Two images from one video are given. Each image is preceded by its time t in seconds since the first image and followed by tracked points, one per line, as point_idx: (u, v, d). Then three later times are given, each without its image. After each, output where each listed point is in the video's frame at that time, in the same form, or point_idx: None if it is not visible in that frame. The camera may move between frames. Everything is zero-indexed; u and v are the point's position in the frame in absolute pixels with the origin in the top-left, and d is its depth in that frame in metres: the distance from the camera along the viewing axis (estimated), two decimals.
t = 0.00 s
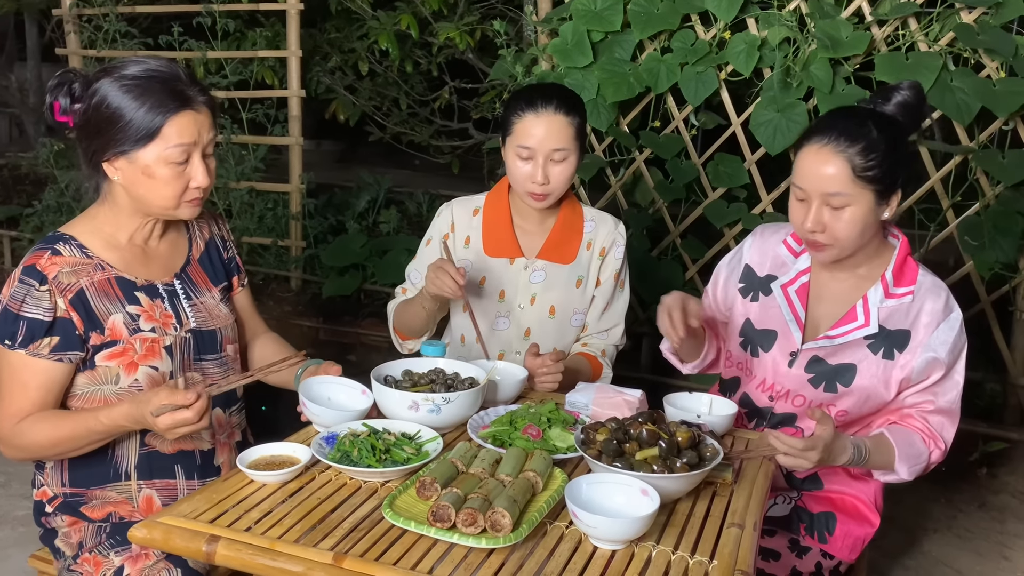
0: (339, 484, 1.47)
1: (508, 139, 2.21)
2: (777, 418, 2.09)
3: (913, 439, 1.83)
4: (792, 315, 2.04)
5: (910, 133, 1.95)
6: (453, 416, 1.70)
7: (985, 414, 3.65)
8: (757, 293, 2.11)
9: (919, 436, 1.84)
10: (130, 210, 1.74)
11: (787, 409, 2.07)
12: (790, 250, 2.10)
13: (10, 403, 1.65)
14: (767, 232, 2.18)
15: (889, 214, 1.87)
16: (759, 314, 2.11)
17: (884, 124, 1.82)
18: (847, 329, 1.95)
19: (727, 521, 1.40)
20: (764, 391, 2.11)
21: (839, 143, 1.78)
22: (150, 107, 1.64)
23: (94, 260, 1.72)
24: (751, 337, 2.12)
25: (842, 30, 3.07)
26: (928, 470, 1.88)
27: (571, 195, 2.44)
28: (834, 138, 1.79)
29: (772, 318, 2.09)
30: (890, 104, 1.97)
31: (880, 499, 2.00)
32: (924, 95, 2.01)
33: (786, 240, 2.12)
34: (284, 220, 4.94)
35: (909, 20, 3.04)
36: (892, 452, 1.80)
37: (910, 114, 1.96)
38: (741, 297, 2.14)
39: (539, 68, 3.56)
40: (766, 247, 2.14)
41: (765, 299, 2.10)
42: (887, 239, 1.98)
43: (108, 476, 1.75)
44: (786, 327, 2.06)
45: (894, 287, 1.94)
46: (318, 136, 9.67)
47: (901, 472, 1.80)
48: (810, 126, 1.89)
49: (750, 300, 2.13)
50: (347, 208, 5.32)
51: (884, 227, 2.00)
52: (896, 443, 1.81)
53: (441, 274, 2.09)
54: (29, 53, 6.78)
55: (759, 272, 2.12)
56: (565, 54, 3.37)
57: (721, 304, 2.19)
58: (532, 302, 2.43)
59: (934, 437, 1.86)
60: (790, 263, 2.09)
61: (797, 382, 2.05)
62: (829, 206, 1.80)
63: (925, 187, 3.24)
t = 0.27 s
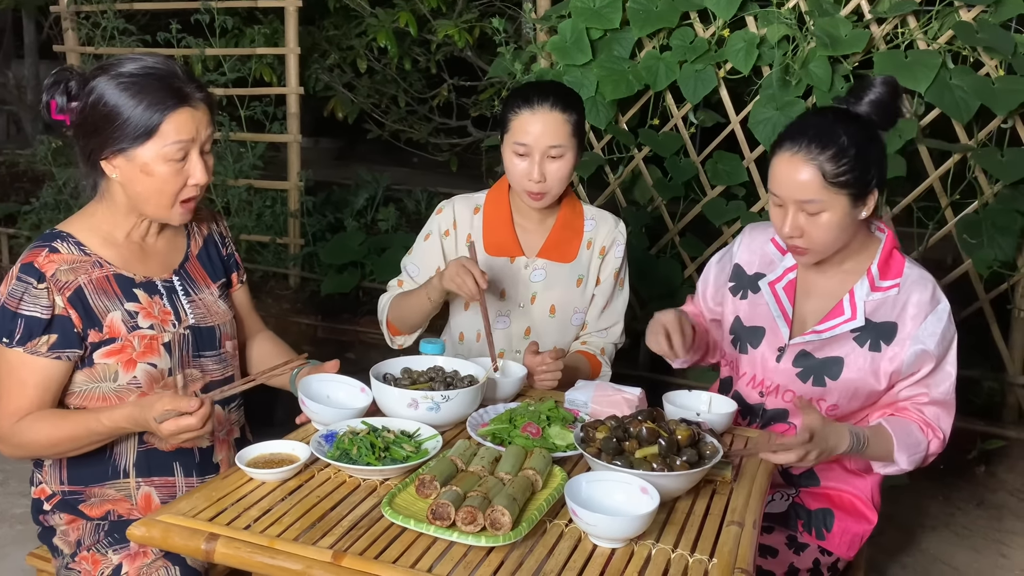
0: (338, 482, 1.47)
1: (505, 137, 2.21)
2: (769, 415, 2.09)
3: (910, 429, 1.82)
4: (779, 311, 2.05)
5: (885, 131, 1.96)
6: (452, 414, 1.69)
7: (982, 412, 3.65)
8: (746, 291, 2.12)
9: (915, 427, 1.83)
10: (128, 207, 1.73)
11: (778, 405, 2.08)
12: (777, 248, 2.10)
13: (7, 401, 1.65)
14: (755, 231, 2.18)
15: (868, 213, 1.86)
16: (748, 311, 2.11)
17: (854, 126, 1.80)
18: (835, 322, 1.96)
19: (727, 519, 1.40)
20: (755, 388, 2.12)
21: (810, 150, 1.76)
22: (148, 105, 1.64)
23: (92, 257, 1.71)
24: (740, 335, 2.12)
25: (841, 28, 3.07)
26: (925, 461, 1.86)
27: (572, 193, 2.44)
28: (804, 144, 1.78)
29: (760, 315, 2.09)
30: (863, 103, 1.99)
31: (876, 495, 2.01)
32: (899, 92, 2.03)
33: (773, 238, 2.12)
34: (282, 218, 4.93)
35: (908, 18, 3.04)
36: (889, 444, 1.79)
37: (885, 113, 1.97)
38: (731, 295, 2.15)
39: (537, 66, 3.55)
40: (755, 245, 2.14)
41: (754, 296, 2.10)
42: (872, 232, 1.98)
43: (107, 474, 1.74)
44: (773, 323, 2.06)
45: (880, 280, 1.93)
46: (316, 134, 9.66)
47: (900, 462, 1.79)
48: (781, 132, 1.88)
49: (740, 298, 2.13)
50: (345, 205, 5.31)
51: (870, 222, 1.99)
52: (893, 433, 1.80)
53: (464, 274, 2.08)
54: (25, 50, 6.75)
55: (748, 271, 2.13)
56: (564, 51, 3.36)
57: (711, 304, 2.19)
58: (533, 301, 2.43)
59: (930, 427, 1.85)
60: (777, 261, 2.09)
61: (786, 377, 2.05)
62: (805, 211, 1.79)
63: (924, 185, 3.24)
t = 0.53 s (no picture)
0: (335, 480, 1.47)
1: (502, 135, 2.21)
2: (763, 412, 2.09)
3: (904, 417, 1.82)
4: (768, 308, 2.05)
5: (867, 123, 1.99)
6: (450, 413, 1.69)
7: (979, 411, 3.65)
8: (734, 289, 2.10)
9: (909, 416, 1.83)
10: (124, 205, 1.73)
11: (772, 401, 2.07)
12: (763, 246, 2.09)
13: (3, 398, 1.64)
14: (739, 229, 2.17)
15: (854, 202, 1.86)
16: (737, 310, 2.10)
17: (839, 116, 1.80)
18: (823, 316, 1.96)
19: (724, 517, 1.40)
20: (747, 386, 2.11)
21: (797, 139, 1.76)
22: (144, 102, 1.63)
23: (88, 254, 1.71)
24: (730, 334, 2.11)
25: (839, 26, 3.06)
26: (921, 450, 1.86)
27: (570, 191, 2.44)
28: (791, 134, 1.78)
29: (750, 313, 2.09)
30: (843, 95, 2.02)
31: (872, 492, 2.00)
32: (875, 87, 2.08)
33: (759, 236, 2.11)
34: (280, 216, 4.93)
35: (906, 17, 3.04)
36: (884, 434, 1.79)
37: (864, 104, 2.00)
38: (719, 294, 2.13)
39: (536, 65, 3.55)
40: (739, 245, 2.12)
41: (742, 294, 2.09)
42: (855, 226, 1.99)
43: (104, 472, 1.74)
44: (763, 321, 2.06)
45: (866, 272, 1.94)
46: (314, 132, 9.65)
47: (895, 451, 1.79)
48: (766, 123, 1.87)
49: (728, 297, 2.11)
50: (343, 204, 5.30)
51: (853, 215, 2.01)
52: (888, 423, 1.80)
53: (454, 261, 2.08)
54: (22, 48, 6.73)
55: (735, 270, 2.11)
56: (562, 50, 3.35)
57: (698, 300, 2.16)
58: (532, 300, 2.43)
59: (923, 415, 1.85)
60: (764, 259, 2.08)
61: (778, 373, 2.04)
62: (793, 200, 1.79)
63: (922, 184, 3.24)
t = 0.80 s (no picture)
0: (335, 480, 1.47)
1: (500, 137, 2.21)
2: (759, 413, 2.09)
3: (902, 409, 1.82)
4: (759, 308, 2.05)
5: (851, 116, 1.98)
6: (450, 412, 1.69)
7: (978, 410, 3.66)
8: (724, 291, 2.11)
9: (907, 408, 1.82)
10: (124, 204, 1.73)
11: (767, 401, 2.08)
12: (752, 246, 2.11)
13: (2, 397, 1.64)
14: (727, 230, 2.18)
15: (843, 194, 1.88)
16: (727, 311, 2.11)
17: (831, 109, 1.82)
18: (814, 314, 1.97)
19: (724, 517, 1.40)
20: (742, 387, 2.11)
21: (790, 130, 1.78)
22: (143, 102, 1.63)
23: (88, 254, 1.71)
24: (722, 336, 2.12)
25: (839, 26, 3.07)
26: (921, 443, 1.85)
27: (570, 191, 2.44)
28: (786, 125, 1.79)
29: (740, 313, 2.09)
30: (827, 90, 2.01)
31: (871, 492, 2.01)
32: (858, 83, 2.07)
33: (746, 236, 2.12)
34: (279, 216, 4.93)
35: (905, 17, 3.04)
36: (882, 427, 1.78)
37: (848, 98, 1.99)
38: (709, 297, 2.13)
39: (535, 65, 3.55)
40: (726, 248, 2.13)
41: (732, 296, 2.10)
42: (842, 222, 2.00)
43: (103, 471, 1.74)
44: (755, 321, 2.06)
45: (855, 268, 1.94)
46: (313, 132, 9.65)
47: (895, 442, 1.78)
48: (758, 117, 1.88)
49: (719, 299, 2.12)
50: (342, 203, 5.30)
51: (840, 212, 2.02)
52: (886, 414, 1.79)
53: (427, 249, 2.08)
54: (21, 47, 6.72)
55: (725, 271, 2.11)
56: (562, 50, 3.35)
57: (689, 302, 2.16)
58: (531, 299, 2.42)
59: (921, 406, 1.84)
60: (753, 259, 2.09)
61: (772, 372, 2.05)
62: (786, 192, 1.79)
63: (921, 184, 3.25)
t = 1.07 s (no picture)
0: (336, 479, 1.47)
1: (497, 141, 2.21)
2: (752, 413, 2.08)
3: (899, 400, 1.82)
4: (747, 308, 2.06)
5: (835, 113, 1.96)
6: (451, 412, 1.69)
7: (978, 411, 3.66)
8: (714, 294, 2.12)
9: (903, 400, 1.83)
10: (122, 204, 1.73)
11: (758, 401, 2.07)
12: (739, 247, 2.11)
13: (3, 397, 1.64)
14: (715, 234, 2.19)
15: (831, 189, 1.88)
16: (716, 314, 2.11)
17: (821, 104, 1.83)
18: (801, 311, 1.97)
19: (725, 517, 1.40)
20: (734, 387, 2.11)
21: (782, 123, 1.78)
22: (141, 102, 1.63)
23: (87, 253, 1.71)
24: (711, 337, 2.12)
25: (839, 27, 3.07)
26: (918, 436, 1.85)
27: (572, 191, 2.43)
28: (778, 117, 1.79)
29: (729, 315, 2.10)
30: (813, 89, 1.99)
31: (871, 492, 2.01)
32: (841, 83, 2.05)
33: (735, 238, 2.13)
34: (279, 215, 4.93)
35: (906, 18, 3.04)
36: (878, 419, 1.78)
37: (833, 96, 1.97)
38: (699, 300, 2.14)
39: (536, 65, 3.54)
40: (716, 249, 2.14)
41: (721, 298, 2.11)
42: (828, 219, 2.00)
43: (103, 471, 1.74)
44: (743, 321, 2.07)
45: (841, 264, 1.95)
46: (313, 131, 9.65)
47: (891, 433, 1.78)
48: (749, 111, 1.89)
49: (708, 301, 2.13)
50: (342, 203, 5.29)
51: (826, 208, 2.03)
52: (882, 405, 1.79)
53: (453, 250, 2.09)
54: (22, 46, 6.72)
55: (713, 273, 2.13)
56: (562, 50, 3.35)
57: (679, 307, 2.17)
58: (532, 298, 2.42)
59: (917, 398, 1.85)
60: (741, 260, 2.10)
61: (761, 371, 2.04)
62: (777, 185, 1.79)
63: (922, 184, 3.25)
